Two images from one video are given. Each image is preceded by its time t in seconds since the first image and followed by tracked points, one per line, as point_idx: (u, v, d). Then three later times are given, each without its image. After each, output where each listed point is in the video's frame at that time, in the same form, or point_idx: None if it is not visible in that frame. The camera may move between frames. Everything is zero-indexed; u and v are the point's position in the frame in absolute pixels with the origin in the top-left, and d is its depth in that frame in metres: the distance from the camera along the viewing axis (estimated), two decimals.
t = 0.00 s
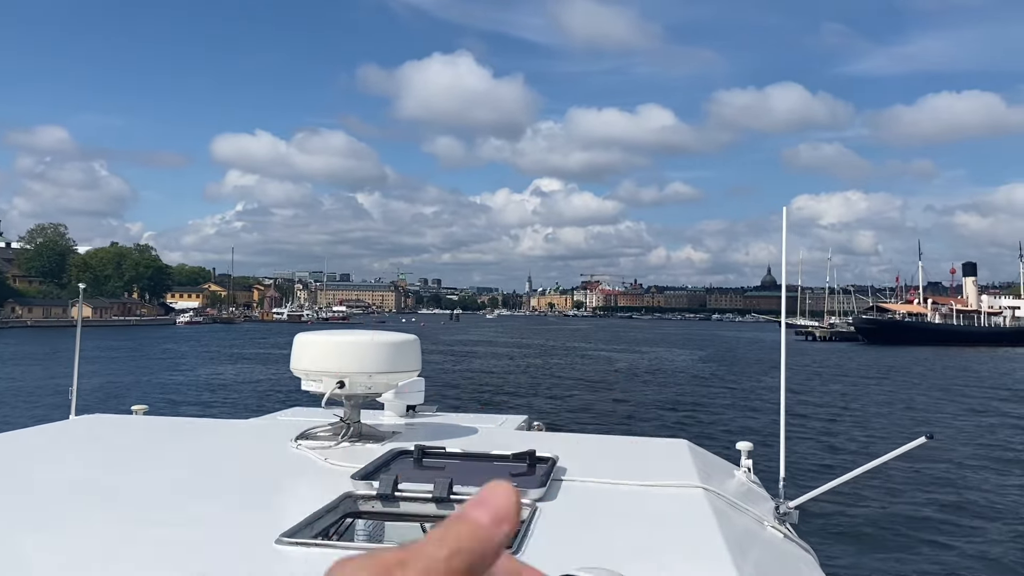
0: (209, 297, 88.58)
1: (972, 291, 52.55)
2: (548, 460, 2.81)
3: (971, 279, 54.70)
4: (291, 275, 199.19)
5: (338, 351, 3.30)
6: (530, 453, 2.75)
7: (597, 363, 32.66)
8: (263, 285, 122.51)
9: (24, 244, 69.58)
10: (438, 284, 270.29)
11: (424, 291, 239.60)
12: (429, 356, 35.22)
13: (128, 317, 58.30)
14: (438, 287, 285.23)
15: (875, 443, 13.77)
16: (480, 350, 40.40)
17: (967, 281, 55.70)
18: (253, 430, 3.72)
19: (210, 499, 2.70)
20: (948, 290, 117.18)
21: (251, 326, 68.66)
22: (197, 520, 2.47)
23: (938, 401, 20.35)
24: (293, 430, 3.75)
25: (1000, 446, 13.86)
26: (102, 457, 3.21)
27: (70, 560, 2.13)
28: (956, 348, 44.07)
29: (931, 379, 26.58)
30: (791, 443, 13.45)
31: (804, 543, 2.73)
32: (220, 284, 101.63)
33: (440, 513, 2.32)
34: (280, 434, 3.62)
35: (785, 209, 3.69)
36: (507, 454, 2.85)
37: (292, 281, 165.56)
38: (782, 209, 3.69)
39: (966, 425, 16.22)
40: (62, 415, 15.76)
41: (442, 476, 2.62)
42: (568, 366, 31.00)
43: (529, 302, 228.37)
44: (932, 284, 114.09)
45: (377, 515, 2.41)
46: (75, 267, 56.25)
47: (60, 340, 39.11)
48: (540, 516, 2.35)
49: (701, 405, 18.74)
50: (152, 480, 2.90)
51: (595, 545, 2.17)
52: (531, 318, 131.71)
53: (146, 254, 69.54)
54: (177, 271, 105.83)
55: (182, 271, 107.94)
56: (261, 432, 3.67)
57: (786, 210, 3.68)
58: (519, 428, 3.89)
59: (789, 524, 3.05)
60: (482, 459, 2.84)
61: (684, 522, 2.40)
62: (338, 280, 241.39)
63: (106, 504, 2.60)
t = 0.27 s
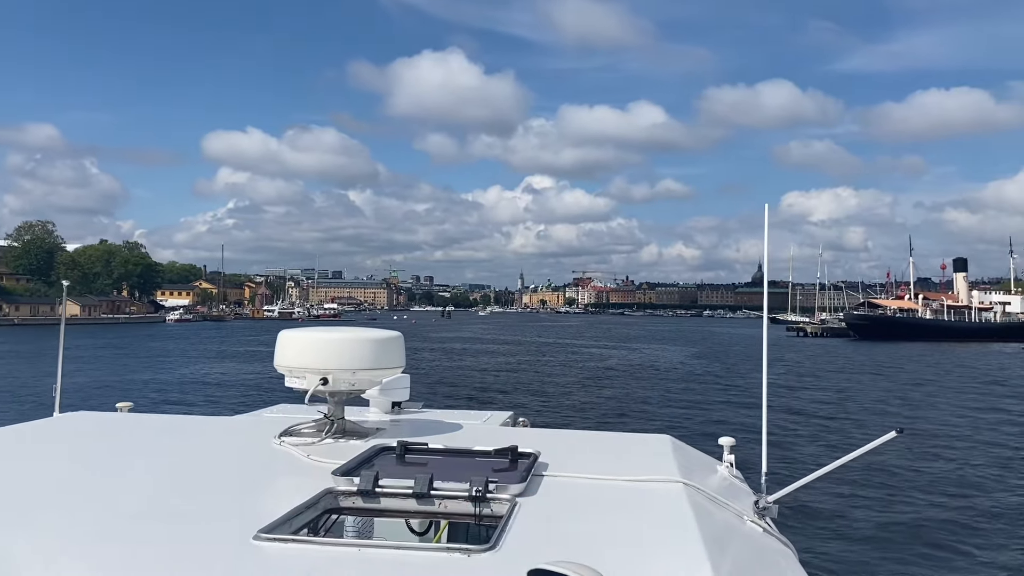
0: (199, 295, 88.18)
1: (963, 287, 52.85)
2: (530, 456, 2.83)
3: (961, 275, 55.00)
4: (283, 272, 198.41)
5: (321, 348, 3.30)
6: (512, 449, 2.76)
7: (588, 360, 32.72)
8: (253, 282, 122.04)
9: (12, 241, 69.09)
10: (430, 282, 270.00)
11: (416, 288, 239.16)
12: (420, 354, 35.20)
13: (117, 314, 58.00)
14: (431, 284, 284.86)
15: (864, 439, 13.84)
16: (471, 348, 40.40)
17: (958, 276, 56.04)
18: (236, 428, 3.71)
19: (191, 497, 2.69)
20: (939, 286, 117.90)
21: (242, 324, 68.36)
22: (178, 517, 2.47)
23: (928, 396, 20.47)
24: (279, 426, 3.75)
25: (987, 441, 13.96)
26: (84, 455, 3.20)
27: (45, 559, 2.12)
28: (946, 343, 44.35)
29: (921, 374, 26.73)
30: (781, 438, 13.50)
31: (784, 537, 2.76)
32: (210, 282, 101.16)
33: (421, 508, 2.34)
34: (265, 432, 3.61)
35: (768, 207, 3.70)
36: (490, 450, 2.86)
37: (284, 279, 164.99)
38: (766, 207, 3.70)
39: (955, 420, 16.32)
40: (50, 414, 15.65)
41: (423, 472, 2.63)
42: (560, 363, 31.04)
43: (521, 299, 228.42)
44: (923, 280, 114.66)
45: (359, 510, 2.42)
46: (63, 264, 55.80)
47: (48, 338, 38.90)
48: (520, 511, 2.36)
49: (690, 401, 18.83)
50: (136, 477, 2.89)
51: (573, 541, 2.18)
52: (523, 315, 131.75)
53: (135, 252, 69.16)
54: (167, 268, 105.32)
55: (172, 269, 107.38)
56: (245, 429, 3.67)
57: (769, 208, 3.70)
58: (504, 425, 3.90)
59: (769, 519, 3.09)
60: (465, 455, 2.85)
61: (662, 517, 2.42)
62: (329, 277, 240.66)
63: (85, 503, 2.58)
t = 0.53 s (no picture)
0: (192, 290, 87.85)
1: (958, 280, 53.02)
2: (519, 450, 2.83)
3: (956, 269, 55.17)
4: (277, 267, 197.79)
5: (310, 344, 3.30)
6: (501, 443, 2.77)
7: (583, 354, 32.74)
8: (247, 277, 121.71)
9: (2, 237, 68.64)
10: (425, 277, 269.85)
11: (410, 283, 238.85)
12: (415, 349, 35.18)
13: (109, 310, 57.72)
14: (425, 279, 284.76)
15: (858, 433, 13.90)
16: (466, 343, 40.42)
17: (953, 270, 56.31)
18: (225, 423, 3.68)
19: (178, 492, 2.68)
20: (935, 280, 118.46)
21: (235, 319, 68.11)
22: (162, 512, 2.46)
23: (922, 390, 20.57)
24: (269, 422, 3.73)
25: (980, 435, 14.06)
26: (72, 451, 3.18)
27: (30, 554, 2.10)
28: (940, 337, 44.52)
29: (915, 369, 26.84)
30: (775, 433, 13.55)
31: (773, 532, 2.76)
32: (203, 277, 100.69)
33: (410, 503, 2.33)
34: (255, 427, 3.59)
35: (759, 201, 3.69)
36: (480, 445, 2.86)
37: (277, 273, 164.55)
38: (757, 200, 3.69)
39: (948, 415, 16.42)
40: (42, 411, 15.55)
41: (413, 466, 2.63)
42: (554, 358, 31.05)
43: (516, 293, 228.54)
44: (917, 274, 115.01)
45: (347, 505, 2.42)
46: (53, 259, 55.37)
47: (39, 334, 38.72)
48: (509, 506, 2.36)
49: (684, 396, 18.87)
50: (123, 475, 2.85)
51: (561, 533, 2.18)
52: (517, 310, 131.81)
53: (127, 247, 68.81)
54: (159, 263, 104.80)
55: (164, 264, 106.81)
56: (234, 425, 3.65)
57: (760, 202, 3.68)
58: (495, 419, 3.91)
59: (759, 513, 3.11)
60: (454, 450, 2.85)
61: (651, 512, 2.42)
62: (323, 272, 240.08)
63: (69, 500, 2.56)
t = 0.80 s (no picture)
0: (187, 286, 87.55)
1: (956, 274, 53.11)
2: (524, 446, 2.84)
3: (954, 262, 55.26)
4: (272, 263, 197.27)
5: (312, 339, 3.30)
6: (506, 439, 2.77)
7: (581, 349, 32.74)
8: (242, 273, 121.39)
9: None
10: (421, 272, 269.49)
11: (407, 279, 238.49)
12: (412, 345, 35.15)
13: (103, 306, 57.50)
14: (421, 274, 284.33)
15: (857, 427, 13.94)
16: (463, 338, 40.38)
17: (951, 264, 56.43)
18: (228, 420, 3.68)
19: (184, 490, 2.67)
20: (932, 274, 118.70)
21: (230, 316, 67.92)
22: (169, 510, 2.45)
23: (921, 384, 20.62)
24: (271, 418, 3.73)
25: (979, 428, 14.11)
26: (77, 448, 3.17)
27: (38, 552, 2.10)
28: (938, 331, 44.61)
29: (914, 362, 26.90)
30: (775, 428, 13.57)
31: (777, 526, 2.78)
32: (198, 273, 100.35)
33: (417, 499, 2.33)
34: (257, 424, 3.58)
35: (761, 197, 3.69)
36: (485, 441, 2.87)
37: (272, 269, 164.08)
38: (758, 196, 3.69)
39: (947, 409, 16.46)
40: (38, 409, 15.49)
41: (418, 463, 2.63)
42: (552, 353, 31.05)
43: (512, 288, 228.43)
44: (915, 268, 115.14)
45: (353, 501, 2.42)
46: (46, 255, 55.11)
47: (34, 331, 38.54)
48: (515, 501, 2.37)
49: (682, 391, 18.90)
50: (125, 473, 2.84)
51: (569, 530, 2.19)
52: (514, 306, 131.71)
53: (120, 243, 68.51)
54: (154, 259, 104.41)
55: (158, 260, 106.40)
56: (237, 422, 3.64)
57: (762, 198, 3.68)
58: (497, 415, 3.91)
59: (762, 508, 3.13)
60: (458, 446, 2.86)
61: (657, 507, 2.43)
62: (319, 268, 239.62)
63: (75, 498, 2.55)
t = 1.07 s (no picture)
0: (186, 283, 87.42)
1: (959, 269, 53.08)
2: (537, 443, 2.83)
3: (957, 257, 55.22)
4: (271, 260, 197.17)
5: (324, 334, 3.29)
6: (520, 436, 2.77)
7: (583, 346, 32.72)
8: (241, 270, 121.20)
9: None
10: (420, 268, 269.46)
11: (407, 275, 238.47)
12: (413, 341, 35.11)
13: (101, 303, 57.38)
14: (421, 271, 284.20)
15: (862, 423, 13.94)
16: (464, 335, 40.37)
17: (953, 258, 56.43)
18: (238, 417, 3.67)
19: (198, 487, 2.66)
20: (933, 269, 118.71)
21: (230, 313, 67.86)
22: (180, 509, 2.43)
23: (925, 379, 20.62)
24: (281, 416, 3.72)
25: (984, 424, 14.11)
26: (88, 446, 3.15)
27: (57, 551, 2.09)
28: (940, 326, 44.61)
29: (916, 357, 26.92)
30: (779, 424, 13.58)
31: (792, 523, 2.76)
32: (197, 270, 100.16)
33: (432, 496, 2.33)
34: (267, 422, 3.57)
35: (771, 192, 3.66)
36: (498, 438, 2.85)
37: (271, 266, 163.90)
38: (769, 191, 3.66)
39: (952, 404, 16.47)
40: (40, 407, 15.47)
41: (432, 459, 2.62)
42: (554, 349, 31.01)
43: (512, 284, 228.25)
44: (916, 263, 114.96)
45: (369, 498, 2.41)
46: (44, 252, 54.98)
47: (33, 329, 38.48)
48: (531, 498, 2.36)
49: (685, 387, 18.90)
50: (136, 471, 2.82)
51: (587, 527, 2.18)
52: (514, 302, 131.68)
53: (119, 240, 68.32)
54: (152, 256, 104.23)
55: (157, 256, 106.21)
56: (248, 418, 3.63)
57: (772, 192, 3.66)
58: (507, 412, 3.91)
59: (776, 503, 3.11)
60: (471, 442, 2.85)
61: (673, 504, 2.42)
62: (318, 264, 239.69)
63: (92, 495, 2.54)
